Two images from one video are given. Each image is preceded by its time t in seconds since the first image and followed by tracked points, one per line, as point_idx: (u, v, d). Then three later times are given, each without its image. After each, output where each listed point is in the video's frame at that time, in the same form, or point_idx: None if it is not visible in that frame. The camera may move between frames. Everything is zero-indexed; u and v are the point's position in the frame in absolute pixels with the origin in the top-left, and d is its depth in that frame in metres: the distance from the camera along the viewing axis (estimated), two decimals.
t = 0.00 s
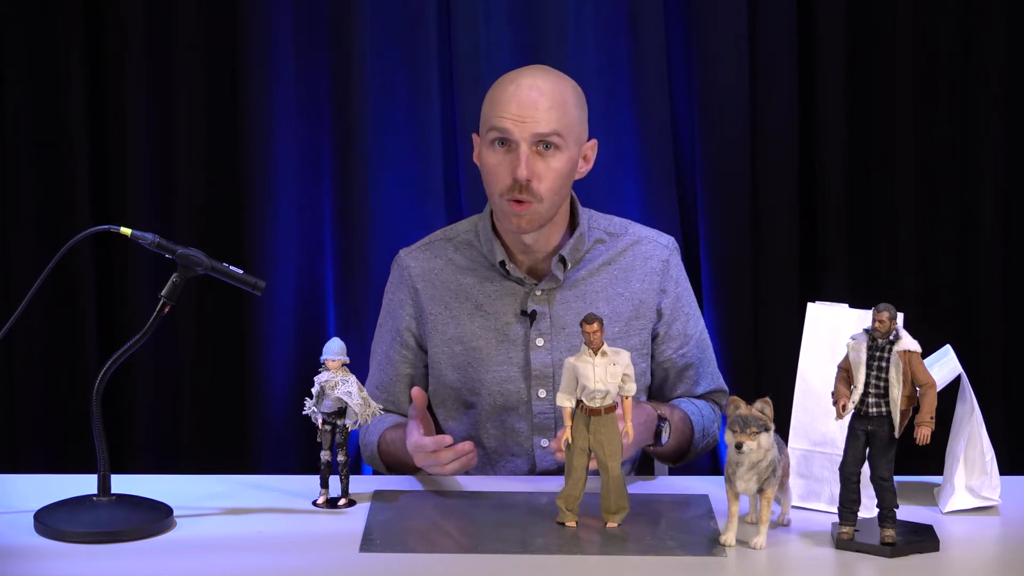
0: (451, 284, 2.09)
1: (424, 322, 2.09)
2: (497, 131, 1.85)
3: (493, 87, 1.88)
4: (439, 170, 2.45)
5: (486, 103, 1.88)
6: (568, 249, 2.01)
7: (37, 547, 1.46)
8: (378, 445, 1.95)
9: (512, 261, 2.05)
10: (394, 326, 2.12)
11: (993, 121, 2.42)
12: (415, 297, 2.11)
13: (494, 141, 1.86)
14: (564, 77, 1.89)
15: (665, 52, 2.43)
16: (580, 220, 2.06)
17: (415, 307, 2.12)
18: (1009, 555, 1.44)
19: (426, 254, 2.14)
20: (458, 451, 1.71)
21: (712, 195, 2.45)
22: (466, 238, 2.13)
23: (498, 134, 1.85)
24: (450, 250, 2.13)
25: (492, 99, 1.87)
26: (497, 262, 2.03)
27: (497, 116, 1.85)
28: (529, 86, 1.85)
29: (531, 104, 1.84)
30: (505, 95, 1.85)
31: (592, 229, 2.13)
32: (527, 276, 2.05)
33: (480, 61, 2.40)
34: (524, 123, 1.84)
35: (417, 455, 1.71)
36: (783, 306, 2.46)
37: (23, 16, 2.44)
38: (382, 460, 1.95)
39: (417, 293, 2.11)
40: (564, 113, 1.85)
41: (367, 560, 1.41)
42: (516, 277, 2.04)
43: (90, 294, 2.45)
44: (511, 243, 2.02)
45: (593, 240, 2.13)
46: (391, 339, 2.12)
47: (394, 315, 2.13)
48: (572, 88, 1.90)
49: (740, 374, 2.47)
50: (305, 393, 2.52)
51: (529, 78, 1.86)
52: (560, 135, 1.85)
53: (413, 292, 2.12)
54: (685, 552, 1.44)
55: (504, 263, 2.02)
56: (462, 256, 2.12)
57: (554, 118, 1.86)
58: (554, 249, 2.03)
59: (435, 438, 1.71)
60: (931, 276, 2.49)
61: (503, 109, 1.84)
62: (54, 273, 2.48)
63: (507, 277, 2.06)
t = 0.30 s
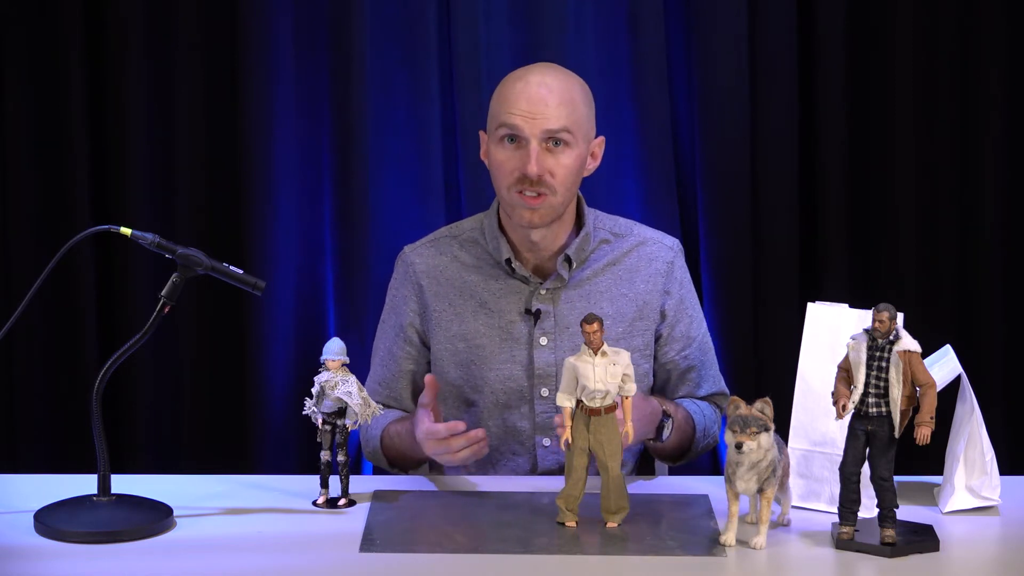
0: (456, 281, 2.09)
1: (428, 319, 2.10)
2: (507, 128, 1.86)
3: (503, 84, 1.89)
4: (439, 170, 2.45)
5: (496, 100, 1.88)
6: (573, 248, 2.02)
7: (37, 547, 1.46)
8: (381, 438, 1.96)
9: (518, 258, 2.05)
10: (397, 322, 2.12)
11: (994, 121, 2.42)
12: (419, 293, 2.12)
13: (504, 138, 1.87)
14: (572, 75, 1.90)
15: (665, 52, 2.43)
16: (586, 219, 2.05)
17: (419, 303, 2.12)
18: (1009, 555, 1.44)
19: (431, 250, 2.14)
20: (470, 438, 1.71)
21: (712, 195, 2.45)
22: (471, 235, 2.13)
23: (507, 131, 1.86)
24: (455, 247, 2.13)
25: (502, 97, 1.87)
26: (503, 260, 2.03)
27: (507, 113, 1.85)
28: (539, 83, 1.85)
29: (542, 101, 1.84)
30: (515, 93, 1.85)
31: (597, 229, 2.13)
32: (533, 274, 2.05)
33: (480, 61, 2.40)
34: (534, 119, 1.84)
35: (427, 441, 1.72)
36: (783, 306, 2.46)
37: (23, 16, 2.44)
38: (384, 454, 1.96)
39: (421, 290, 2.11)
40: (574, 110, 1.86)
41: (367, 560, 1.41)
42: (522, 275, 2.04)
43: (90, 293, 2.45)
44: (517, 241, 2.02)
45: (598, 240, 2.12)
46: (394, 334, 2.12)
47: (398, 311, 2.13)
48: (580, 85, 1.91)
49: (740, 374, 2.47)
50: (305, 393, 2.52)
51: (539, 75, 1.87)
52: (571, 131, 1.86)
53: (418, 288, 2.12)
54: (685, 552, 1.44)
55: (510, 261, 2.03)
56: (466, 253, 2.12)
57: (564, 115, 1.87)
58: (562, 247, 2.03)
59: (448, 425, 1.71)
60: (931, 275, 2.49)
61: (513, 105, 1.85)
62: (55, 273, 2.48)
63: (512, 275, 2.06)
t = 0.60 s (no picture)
0: (458, 280, 2.09)
1: (430, 318, 2.10)
2: (513, 130, 1.86)
3: (508, 85, 1.89)
4: (439, 170, 2.45)
5: (502, 102, 1.89)
6: (576, 250, 2.01)
7: (37, 547, 1.46)
8: (381, 437, 1.96)
9: (521, 259, 2.05)
10: (399, 320, 2.13)
11: (994, 122, 2.42)
12: (422, 292, 2.12)
13: (510, 140, 1.87)
14: (579, 76, 1.89)
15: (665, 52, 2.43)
16: (590, 221, 2.05)
17: (421, 302, 2.12)
18: (1009, 555, 1.44)
19: (433, 249, 2.14)
20: (480, 443, 1.72)
21: (712, 195, 2.45)
22: (474, 234, 2.13)
23: (513, 133, 1.86)
24: (457, 246, 2.13)
25: (507, 99, 1.87)
26: (506, 260, 2.03)
27: (513, 115, 1.86)
28: (545, 85, 1.85)
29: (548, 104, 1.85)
30: (520, 95, 1.86)
31: (600, 230, 2.13)
32: (536, 275, 2.05)
33: (480, 61, 2.40)
34: (540, 122, 1.85)
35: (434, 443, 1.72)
36: (783, 306, 2.46)
37: (23, 15, 2.44)
38: (383, 454, 1.96)
39: (423, 289, 2.11)
40: (580, 113, 1.86)
41: (367, 560, 1.41)
42: (524, 276, 2.04)
43: (90, 293, 2.45)
44: (521, 241, 2.02)
45: (601, 241, 2.12)
46: (396, 333, 2.13)
47: (400, 309, 2.13)
48: (586, 87, 1.91)
49: (740, 374, 2.47)
50: (305, 393, 2.52)
51: (544, 77, 1.86)
52: (576, 134, 1.86)
53: (420, 287, 2.12)
54: (685, 552, 1.44)
55: (513, 261, 2.03)
56: (469, 252, 2.12)
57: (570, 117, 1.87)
58: (564, 249, 2.02)
59: (459, 428, 1.69)
60: (931, 275, 2.49)
61: (518, 108, 1.85)
62: (55, 273, 2.48)
63: (515, 276, 2.06)
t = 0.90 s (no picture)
0: (459, 278, 2.09)
1: (429, 314, 2.10)
2: (525, 127, 1.85)
3: (520, 83, 1.88)
4: (439, 170, 2.45)
5: (514, 100, 1.88)
6: (579, 250, 2.01)
7: (37, 547, 1.46)
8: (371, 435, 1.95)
9: (523, 258, 2.05)
10: (398, 316, 2.13)
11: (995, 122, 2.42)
12: (422, 288, 2.12)
13: (522, 137, 1.86)
14: (591, 78, 1.90)
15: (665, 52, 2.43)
16: (592, 223, 2.05)
17: (420, 298, 2.12)
18: (1009, 554, 1.44)
19: (434, 246, 2.14)
20: (443, 457, 1.70)
21: (712, 195, 2.45)
22: (476, 232, 2.13)
23: (525, 130, 1.85)
24: (459, 244, 2.13)
25: (520, 96, 1.87)
26: (507, 259, 2.03)
27: (525, 111, 1.85)
28: (558, 84, 1.85)
29: (561, 102, 1.84)
30: (534, 92, 1.85)
31: (602, 233, 2.13)
32: (536, 275, 2.05)
33: (480, 61, 2.40)
34: (553, 120, 1.84)
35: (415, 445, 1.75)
36: (784, 306, 2.46)
37: (23, 15, 2.44)
38: (374, 450, 1.95)
39: (423, 285, 2.11)
40: (592, 112, 1.86)
41: (368, 560, 1.41)
42: (525, 275, 2.03)
43: (90, 293, 2.45)
44: (523, 240, 2.02)
45: (603, 243, 2.12)
46: (395, 328, 2.12)
47: (400, 305, 2.13)
48: (598, 89, 1.91)
49: (740, 374, 2.47)
50: (305, 393, 2.52)
51: (557, 76, 1.86)
52: (588, 134, 1.86)
53: (420, 283, 2.12)
54: (685, 552, 1.44)
55: (514, 260, 2.03)
56: (471, 250, 2.12)
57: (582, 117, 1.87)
58: (568, 249, 2.03)
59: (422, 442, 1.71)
60: (931, 275, 2.49)
61: (532, 105, 1.85)
62: (55, 273, 2.48)
63: (515, 274, 2.06)
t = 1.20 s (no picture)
0: (462, 278, 2.09)
1: (433, 315, 2.10)
2: (529, 132, 1.85)
3: (522, 87, 1.88)
4: (439, 170, 2.45)
5: (516, 104, 1.88)
6: (583, 251, 2.01)
7: (37, 547, 1.46)
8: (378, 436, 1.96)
9: (527, 258, 2.04)
10: (402, 316, 2.13)
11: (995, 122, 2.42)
12: (425, 289, 2.12)
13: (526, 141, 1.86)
14: (593, 80, 1.89)
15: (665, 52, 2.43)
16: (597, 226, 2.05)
17: (424, 298, 2.12)
18: (1009, 555, 1.44)
19: (437, 246, 2.14)
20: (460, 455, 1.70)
21: (712, 195, 2.45)
22: (479, 233, 2.13)
23: (529, 135, 1.85)
24: (462, 244, 2.13)
25: (522, 100, 1.87)
26: (512, 260, 2.03)
27: (529, 116, 1.85)
28: (560, 87, 1.85)
29: (565, 106, 1.84)
30: (537, 96, 1.85)
31: (605, 233, 2.13)
32: (540, 275, 2.05)
33: (480, 61, 2.40)
34: (557, 124, 1.84)
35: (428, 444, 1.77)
36: (784, 306, 2.46)
37: (23, 15, 2.44)
38: (381, 454, 1.95)
39: (427, 285, 2.11)
40: (595, 114, 1.85)
41: (367, 560, 1.41)
42: (529, 275, 2.03)
43: (90, 293, 2.45)
44: (527, 242, 2.01)
45: (607, 243, 2.12)
46: (399, 330, 2.13)
47: (403, 306, 2.13)
48: (600, 89, 1.90)
49: (740, 374, 2.47)
50: (305, 393, 2.52)
51: (560, 79, 1.86)
52: (593, 137, 1.85)
53: (423, 284, 2.12)
54: (685, 552, 1.44)
55: (519, 261, 2.02)
56: (474, 250, 2.12)
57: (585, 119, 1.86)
58: (571, 249, 2.01)
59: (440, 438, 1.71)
60: (932, 276, 2.49)
61: (536, 109, 1.84)
62: (55, 273, 2.48)
63: (520, 275, 2.05)
